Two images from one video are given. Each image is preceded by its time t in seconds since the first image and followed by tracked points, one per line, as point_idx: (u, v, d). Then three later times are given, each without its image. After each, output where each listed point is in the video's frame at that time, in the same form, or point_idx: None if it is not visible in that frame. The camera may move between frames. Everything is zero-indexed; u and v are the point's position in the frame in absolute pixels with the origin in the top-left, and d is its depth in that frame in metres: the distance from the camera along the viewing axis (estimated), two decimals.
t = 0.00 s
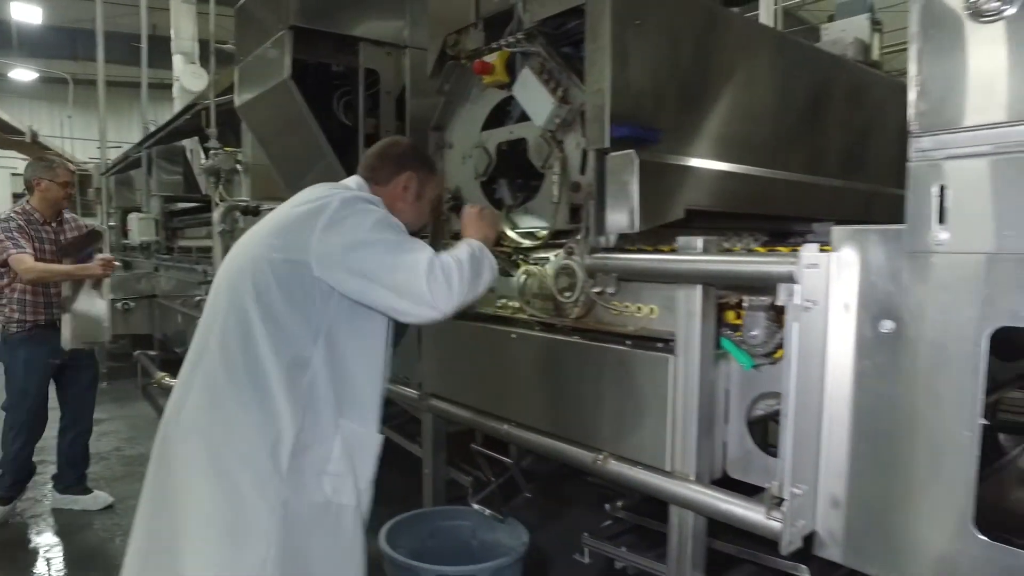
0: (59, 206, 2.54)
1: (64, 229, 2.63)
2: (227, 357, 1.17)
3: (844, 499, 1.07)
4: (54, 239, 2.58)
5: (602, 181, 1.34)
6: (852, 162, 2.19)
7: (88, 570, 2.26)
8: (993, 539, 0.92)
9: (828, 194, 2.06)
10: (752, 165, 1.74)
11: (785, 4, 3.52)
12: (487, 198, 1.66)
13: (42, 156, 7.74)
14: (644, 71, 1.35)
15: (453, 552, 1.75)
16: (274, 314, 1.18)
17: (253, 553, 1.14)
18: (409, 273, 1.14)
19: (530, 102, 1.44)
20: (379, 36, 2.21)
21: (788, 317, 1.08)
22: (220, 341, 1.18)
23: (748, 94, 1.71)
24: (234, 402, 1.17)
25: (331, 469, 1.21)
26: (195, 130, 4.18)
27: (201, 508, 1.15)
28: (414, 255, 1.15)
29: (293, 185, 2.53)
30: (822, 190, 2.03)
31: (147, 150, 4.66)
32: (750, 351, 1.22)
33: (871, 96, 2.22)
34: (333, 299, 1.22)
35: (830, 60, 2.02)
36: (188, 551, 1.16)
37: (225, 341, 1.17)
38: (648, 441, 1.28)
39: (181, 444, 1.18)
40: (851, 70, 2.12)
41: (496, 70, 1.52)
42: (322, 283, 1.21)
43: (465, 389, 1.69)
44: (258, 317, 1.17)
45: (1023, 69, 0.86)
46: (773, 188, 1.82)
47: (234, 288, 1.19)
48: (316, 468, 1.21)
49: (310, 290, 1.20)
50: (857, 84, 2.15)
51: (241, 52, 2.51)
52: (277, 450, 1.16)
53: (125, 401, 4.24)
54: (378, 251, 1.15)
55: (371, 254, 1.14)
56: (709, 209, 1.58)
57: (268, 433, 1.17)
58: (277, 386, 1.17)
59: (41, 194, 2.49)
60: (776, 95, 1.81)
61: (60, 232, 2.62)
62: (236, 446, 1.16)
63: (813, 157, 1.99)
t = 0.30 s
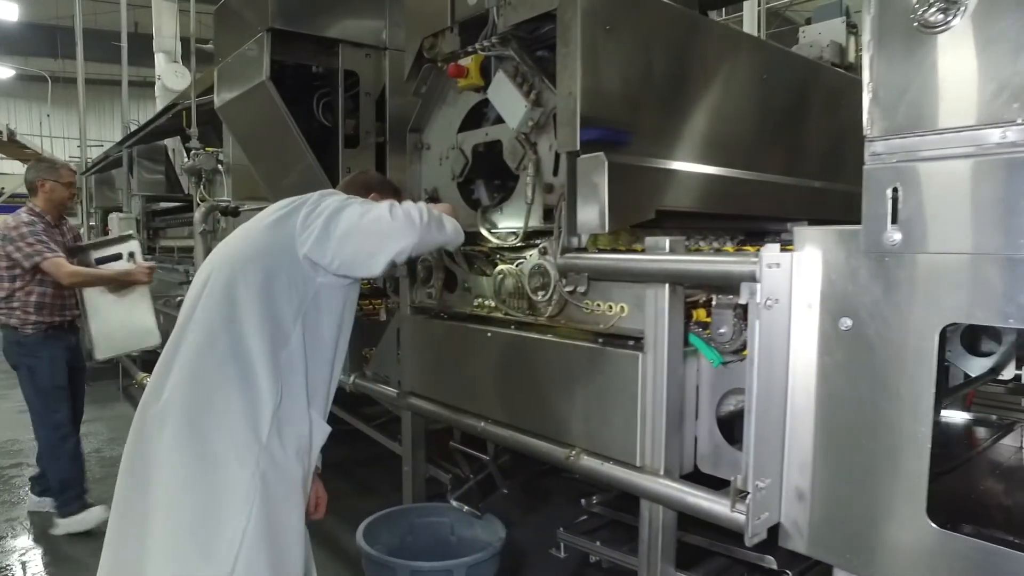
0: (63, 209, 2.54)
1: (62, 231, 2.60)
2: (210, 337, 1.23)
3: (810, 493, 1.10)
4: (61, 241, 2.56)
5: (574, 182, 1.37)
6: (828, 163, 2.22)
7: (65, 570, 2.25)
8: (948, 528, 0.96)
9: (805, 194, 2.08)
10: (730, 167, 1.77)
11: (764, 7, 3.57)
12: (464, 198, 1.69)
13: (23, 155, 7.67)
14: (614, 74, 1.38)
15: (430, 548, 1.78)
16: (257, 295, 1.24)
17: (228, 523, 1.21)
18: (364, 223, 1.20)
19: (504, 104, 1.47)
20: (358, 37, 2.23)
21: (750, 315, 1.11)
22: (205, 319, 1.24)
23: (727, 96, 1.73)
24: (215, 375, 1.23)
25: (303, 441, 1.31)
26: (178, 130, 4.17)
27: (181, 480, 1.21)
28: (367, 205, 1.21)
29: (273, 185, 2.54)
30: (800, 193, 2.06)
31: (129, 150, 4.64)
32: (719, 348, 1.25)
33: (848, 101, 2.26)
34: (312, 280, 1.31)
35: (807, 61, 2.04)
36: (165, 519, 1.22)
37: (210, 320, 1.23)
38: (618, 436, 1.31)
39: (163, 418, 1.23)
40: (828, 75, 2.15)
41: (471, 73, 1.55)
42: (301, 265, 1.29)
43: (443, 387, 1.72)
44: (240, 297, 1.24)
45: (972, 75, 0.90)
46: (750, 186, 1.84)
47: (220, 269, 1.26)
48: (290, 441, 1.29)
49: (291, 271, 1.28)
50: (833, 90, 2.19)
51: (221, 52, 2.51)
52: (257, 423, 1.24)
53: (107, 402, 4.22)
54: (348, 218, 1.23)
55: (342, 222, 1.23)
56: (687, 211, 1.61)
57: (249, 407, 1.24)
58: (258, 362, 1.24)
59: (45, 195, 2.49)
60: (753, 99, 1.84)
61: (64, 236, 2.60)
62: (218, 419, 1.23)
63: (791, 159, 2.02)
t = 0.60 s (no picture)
0: (76, 212, 2.58)
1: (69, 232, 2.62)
2: (211, 327, 1.22)
3: (787, 490, 1.12)
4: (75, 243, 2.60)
5: (556, 182, 1.38)
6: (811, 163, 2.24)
7: (51, 570, 2.24)
8: (921, 524, 0.98)
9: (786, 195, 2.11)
10: (713, 168, 1.78)
11: (750, 8, 3.59)
12: (449, 198, 1.70)
13: (10, 154, 7.63)
14: (596, 75, 1.39)
15: (416, 546, 1.79)
16: (258, 286, 1.24)
17: (229, 516, 1.21)
18: (351, 203, 1.27)
19: (488, 105, 1.49)
20: (345, 38, 2.24)
21: (728, 314, 1.12)
22: (204, 315, 1.22)
23: (710, 98, 1.75)
24: (215, 364, 1.22)
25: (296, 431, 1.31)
26: (166, 129, 4.16)
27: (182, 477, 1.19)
28: (352, 188, 1.29)
29: (261, 185, 2.54)
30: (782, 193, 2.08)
31: (117, 150, 4.63)
32: (699, 347, 1.27)
33: (830, 101, 2.28)
34: (305, 275, 1.32)
35: (789, 62, 2.05)
36: (166, 514, 1.21)
37: (209, 314, 1.22)
38: (600, 435, 1.32)
39: (160, 415, 1.21)
40: (811, 76, 2.17)
41: (454, 74, 1.56)
42: (296, 259, 1.31)
43: (429, 386, 1.73)
44: (241, 291, 1.24)
45: (940, 77, 0.91)
46: (733, 186, 1.85)
47: (217, 265, 1.25)
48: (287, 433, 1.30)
49: (286, 265, 1.29)
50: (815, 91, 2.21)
51: (208, 52, 2.51)
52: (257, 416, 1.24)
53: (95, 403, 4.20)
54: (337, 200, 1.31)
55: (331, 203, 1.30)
56: (670, 210, 1.62)
57: (250, 401, 1.23)
58: (259, 355, 1.23)
59: (61, 198, 2.53)
60: (737, 100, 1.85)
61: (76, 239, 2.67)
62: (219, 413, 1.22)
63: (774, 159, 2.04)
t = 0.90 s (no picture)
0: (93, 207, 2.57)
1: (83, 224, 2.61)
2: (206, 327, 1.21)
3: (777, 490, 1.13)
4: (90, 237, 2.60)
5: (547, 182, 1.38)
6: (801, 164, 2.25)
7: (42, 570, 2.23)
8: (909, 523, 0.99)
9: (777, 195, 2.12)
10: (704, 168, 1.79)
11: (739, 9, 3.61)
12: (441, 198, 1.70)
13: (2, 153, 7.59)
14: (587, 75, 1.40)
15: (408, 545, 1.79)
16: (253, 285, 1.24)
17: (230, 516, 1.21)
18: (342, 199, 1.28)
19: (479, 105, 1.49)
20: (338, 38, 2.24)
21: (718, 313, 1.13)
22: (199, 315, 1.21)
23: (701, 98, 1.75)
24: (211, 365, 1.21)
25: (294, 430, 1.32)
26: (158, 128, 4.15)
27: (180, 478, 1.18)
28: (341, 184, 1.30)
29: (253, 184, 2.54)
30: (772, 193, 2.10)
31: (109, 149, 4.62)
32: (690, 347, 1.27)
33: (820, 102, 2.30)
34: (299, 274, 1.32)
35: (779, 63, 2.06)
36: (164, 517, 1.20)
37: (204, 315, 1.21)
38: (592, 435, 1.33)
39: (156, 417, 1.20)
40: (801, 77, 2.19)
41: (446, 74, 1.56)
42: (291, 258, 1.31)
43: (422, 386, 1.73)
44: (236, 291, 1.23)
45: (927, 79, 0.92)
46: (723, 187, 1.86)
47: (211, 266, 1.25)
48: (283, 432, 1.30)
49: (281, 265, 1.29)
50: (805, 92, 2.22)
51: (201, 51, 2.50)
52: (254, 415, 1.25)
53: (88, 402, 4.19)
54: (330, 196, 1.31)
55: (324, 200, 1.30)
56: (661, 211, 1.63)
57: (246, 400, 1.24)
58: (255, 355, 1.24)
59: (81, 193, 2.52)
60: (728, 100, 1.86)
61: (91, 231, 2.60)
62: (217, 414, 1.21)
63: (764, 159, 2.05)
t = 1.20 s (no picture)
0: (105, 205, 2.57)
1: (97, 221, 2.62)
2: (204, 327, 1.20)
3: (775, 491, 1.13)
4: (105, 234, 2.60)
5: (545, 183, 1.38)
6: (797, 164, 2.26)
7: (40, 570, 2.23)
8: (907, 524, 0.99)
9: (773, 196, 2.13)
10: (700, 169, 1.79)
11: (734, 9, 3.62)
12: (439, 199, 1.70)
13: None
14: (585, 76, 1.40)
15: (407, 546, 1.79)
16: (249, 282, 1.24)
17: (239, 513, 1.21)
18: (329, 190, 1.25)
19: (477, 106, 1.49)
20: (336, 37, 2.24)
21: (716, 315, 1.12)
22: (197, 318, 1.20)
23: (698, 99, 1.75)
24: (210, 364, 1.20)
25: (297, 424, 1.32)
26: (155, 128, 4.14)
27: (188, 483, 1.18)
28: (328, 174, 1.28)
29: (251, 184, 2.53)
30: (768, 194, 2.10)
31: (106, 148, 4.61)
32: (688, 347, 1.27)
33: (816, 103, 2.30)
34: (293, 268, 1.32)
35: (775, 64, 2.07)
36: (171, 520, 1.20)
37: (202, 315, 1.20)
38: (591, 437, 1.32)
39: (157, 420, 1.19)
40: (797, 78, 2.19)
41: (444, 75, 1.56)
42: (283, 252, 1.30)
43: (420, 387, 1.73)
44: (233, 291, 1.22)
45: (924, 80, 0.92)
46: (720, 188, 1.87)
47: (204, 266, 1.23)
48: (285, 427, 1.30)
49: (274, 259, 1.28)
50: (801, 93, 2.23)
51: (198, 50, 2.49)
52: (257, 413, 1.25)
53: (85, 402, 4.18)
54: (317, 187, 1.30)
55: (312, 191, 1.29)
56: (658, 211, 1.63)
57: (247, 397, 1.23)
58: (254, 353, 1.24)
59: (92, 191, 2.52)
60: (724, 101, 1.86)
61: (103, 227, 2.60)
62: (219, 414, 1.21)
63: (761, 159, 2.06)
